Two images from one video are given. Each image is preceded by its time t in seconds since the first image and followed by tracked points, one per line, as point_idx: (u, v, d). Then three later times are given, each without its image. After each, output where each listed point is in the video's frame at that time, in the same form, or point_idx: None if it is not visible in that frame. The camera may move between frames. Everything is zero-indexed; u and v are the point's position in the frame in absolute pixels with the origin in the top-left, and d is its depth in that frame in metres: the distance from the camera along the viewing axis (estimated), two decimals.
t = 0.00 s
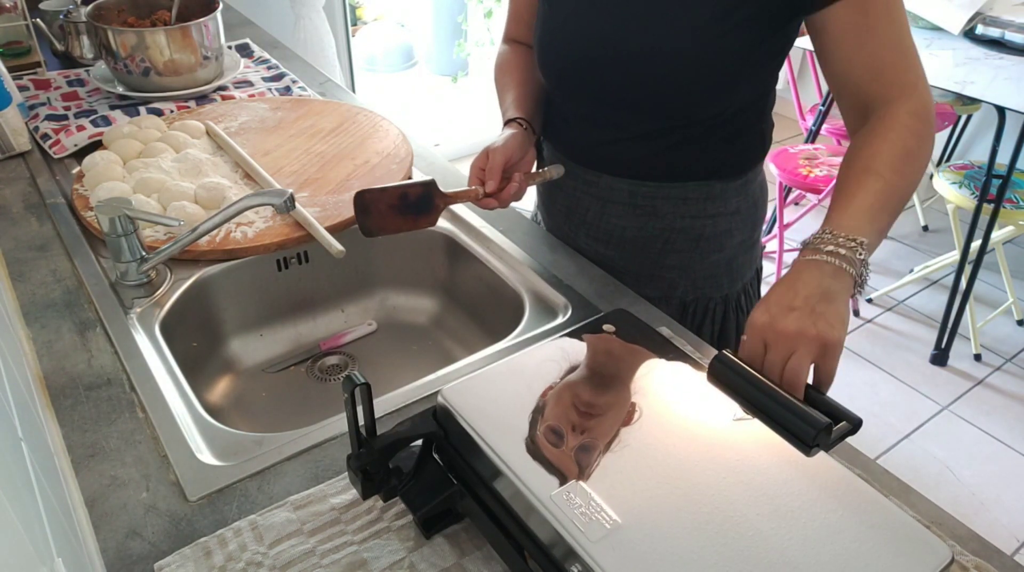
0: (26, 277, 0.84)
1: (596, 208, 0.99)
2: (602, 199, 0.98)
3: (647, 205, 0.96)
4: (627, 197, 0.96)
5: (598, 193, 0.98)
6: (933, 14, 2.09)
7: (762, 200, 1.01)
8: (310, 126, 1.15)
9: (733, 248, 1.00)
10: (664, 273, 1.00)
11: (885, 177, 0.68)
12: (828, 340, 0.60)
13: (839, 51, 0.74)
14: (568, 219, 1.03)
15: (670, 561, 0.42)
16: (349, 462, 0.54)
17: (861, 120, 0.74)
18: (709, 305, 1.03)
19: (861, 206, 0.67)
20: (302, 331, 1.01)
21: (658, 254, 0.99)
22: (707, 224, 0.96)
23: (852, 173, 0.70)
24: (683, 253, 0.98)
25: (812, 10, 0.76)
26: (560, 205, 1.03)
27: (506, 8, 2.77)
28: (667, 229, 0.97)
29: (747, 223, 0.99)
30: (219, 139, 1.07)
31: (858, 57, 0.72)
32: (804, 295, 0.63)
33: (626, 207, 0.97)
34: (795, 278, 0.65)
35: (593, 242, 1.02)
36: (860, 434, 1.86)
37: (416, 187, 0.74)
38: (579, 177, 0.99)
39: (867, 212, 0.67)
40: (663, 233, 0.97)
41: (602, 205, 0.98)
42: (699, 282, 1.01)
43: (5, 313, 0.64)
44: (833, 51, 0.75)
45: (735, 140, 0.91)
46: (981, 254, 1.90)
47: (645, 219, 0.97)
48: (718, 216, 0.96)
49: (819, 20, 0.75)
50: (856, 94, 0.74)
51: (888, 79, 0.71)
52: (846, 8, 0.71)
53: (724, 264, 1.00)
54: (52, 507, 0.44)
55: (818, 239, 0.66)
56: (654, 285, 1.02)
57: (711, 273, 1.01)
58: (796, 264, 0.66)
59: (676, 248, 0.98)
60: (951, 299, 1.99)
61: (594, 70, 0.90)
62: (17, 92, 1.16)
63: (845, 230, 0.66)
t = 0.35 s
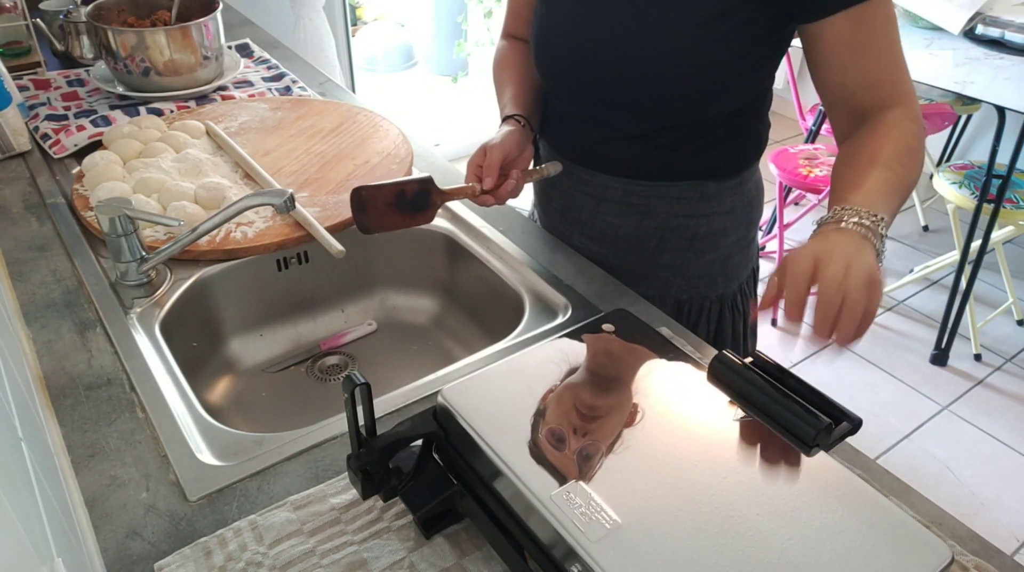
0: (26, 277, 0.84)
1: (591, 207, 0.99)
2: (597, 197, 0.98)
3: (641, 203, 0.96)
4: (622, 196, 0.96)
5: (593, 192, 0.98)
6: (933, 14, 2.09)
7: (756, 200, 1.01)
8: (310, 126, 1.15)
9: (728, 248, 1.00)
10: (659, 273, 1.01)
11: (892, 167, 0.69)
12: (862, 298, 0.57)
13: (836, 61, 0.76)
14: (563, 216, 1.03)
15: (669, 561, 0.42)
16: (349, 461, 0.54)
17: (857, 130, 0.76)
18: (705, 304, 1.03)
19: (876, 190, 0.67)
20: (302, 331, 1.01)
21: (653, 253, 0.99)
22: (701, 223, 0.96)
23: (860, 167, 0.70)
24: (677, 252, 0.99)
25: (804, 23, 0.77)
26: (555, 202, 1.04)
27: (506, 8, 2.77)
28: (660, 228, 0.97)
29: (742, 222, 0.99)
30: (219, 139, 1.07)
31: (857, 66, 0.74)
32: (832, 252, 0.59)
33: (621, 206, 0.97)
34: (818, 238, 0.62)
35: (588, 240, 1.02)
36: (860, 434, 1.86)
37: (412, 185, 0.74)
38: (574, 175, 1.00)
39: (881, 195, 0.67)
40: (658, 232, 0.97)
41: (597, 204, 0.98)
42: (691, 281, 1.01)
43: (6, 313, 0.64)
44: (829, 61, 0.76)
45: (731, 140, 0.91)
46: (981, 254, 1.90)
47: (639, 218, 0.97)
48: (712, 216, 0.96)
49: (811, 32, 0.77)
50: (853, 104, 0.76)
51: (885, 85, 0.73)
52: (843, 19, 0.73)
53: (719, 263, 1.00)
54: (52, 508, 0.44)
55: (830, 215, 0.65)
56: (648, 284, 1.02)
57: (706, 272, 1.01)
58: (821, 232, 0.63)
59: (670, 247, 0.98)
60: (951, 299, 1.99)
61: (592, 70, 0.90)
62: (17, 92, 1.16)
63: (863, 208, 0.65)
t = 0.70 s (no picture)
0: (26, 277, 0.84)
1: (592, 206, 0.99)
2: (598, 197, 0.98)
3: (642, 203, 0.96)
4: (622, 195, 0.96)
5: (593, 192, 0.98)
6: (933, 14, 2.09)
7: (758, 198, 1.01)
8: (310, 126, 1.15)
9: (728, 247, 1.00)
10: (659, 272, 1.01)
11: (880, 198, 0.71)
12: (832, 368, 0.59)
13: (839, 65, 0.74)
14: (564, 216, 1.03)
15: (669, 561, 0.42)
16: (349, 461, 0.54)
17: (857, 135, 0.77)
18: (705, 303, 1.03)
19: (858, 231, 0.69)
20: (302, 331, 1.01)
21: (653, 252, 0.99)
22: (701, 223, 0.96)
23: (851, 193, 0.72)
24: (676, 252, 0.99)
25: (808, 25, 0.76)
26: (555, 202, 1.04)
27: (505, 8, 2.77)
28: (661, 227, 0.97)
29: (743, 221, 0.99)
30: (219, 139, 1.07)
31: (856, 76, 0.73)
32: (814, 310, 0.64)
33: (621, 205, 0.97)
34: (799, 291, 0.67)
35: (588, 239, 1.02)
36: (860, 434, 1.86)
37: (420, 187, 0.74)
38: (575, 175, 1.00)
39: (862, 236, 0.69)
40: (657, 232, 0.97)
41: (598, 203, 0.98)
42: (692, 280, 1.01)
43: (6, 314, 0.64)
44: (831, 67, 0.75)
45: (732, 140, 0.91)
46: (981, 254, 1.90)
47: (640, 218, 0.97)
48: (710, 215, 0.96)
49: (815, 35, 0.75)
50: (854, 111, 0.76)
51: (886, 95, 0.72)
52: (845, 27, 0.72)
53: (718, 263, 1.00)
54: (52, 508, 0.44)
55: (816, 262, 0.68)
56: (648, 283, 1.02)
57: (706, 271, 1.01)
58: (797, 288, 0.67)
59: (671, 246, 0.98)
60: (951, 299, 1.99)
61: (592, 71, 0.90)
62: (17, 92, 1.16)
63: (843, 257, 0.68)
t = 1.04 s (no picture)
0: (26, 277, 0.84)
1: (601, 207, 0.99)
2: (607, 198, 0.98)
3: (652, 203, 0.95)
4: (632, 195, 0.96)
5: (602, 192, 0.98)
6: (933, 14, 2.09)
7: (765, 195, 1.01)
8: (311, 126, 1.15)
9: (736, 247, 1.00)
10: (669, 271, 1.00)
11: (882, 196, 0.71)
12: (836, 369, 0.60)
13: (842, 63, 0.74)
14: (571, 217, 1.03)
15: (668, 561, 0.42)
16: (349, 461, 0.54)
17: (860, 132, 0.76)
18: (713, 302, 1.04)
19: (862, 227, 0.70)
20: (302, 331, 1.01)
21: (663, 252, 0.99)
22: (711, 222, 0.96)
23: (855, 191, 0.72)
24: (687, 252, 0.99)
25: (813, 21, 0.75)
26: (562, 204, 1.03)
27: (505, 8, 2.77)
28: (671, 227, 0.97)
29: (752, 220, 0.99)
30: (219, 139, 1.07)
31: (860, 71, 0.73)
32: (817, 310, 0.64)
33: (631, 205, 0.96)
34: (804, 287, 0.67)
35: (597, 239, 1.02)
36: (860, 435, 1.86)
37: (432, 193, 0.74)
38: (583, 176, 0.99)
39: (866, 232, 0.70)
40: (667, 231, 0.97)
41: (606, 203, 0.98)
42: (702, 280, 1.01)
43: (6, 314, 0.64)
44: (835, 62, 0.75)
45: (739, 140, 0.91)
46: (981, 254, 1.89)
47: (650, 217, 0.97)
48: (721, 214, 0.96)
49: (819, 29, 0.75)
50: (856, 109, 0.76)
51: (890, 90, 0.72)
52: (850, 19, 0.71)
53: (727, 262, 1.01)
54: (52, 508, 0.44)
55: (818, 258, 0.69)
56: (657, 284, 1.02)
57: (715, 270, 1.01)
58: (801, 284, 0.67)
59: (680, 246, 0.98)
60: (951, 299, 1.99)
61: (598, 71, 0.90)
62: (17, 92, 1.16)
63: (847, 253, 0.68)
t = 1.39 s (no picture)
0: (26, 277, 0.84)
1: (610, 212, 0.98)
2: (617, 204, 0.98)
3: (660, 208, 0.95)
4: (642, 201, 0.96)
5: (613, 198, 0.98)
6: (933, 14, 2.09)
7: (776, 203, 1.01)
8: (311, 126, 1.14)
9: (748, 252, 1.00)
10: (680, 278, 1.01)
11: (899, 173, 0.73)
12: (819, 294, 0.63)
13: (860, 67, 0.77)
14: (580, 224, 1.03)
15: (670, 560, 0.42)
16: (349, 461, 0.54)
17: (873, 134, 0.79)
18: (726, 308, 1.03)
19: (878, 196, 0.72)
20: (302, 331, 1.01)
21: (673, 258, 0.99)
22: (722, 227, 0.96)
23: (871, 169, 0.75)
24: (698, 258, 0.99)
25: (828, 30, 0.78)
26: (569, 209, 1.04)
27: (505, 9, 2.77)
28: (681, 233, 0.97)
29: (762, 226, 0.99)
30: (219, 139, 1.07)
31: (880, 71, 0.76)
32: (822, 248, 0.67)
33: (642, 212, 0.96)
34: (811, 235, 0.69)
35: (607, 246, 1.02)
36: (860, 435, 1.86)
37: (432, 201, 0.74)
38: (591, 183, 0.99)
39: (882, 198, 0.72)
40: (677, 237, 0.97)
41: (616, 209, 0.98)
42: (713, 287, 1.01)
43: (6, 314, 0.64)
44: (851, 69, 0.78)
45: (750, 145, 0.91)
46: (981, 254, 1.89)
47: (661, 223, 0.96)
48: (733, 220, 0.96)
49: (836, 37, 0.78)
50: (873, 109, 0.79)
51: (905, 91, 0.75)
52: (868, 31, 0.74)
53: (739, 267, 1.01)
54: (52, 508, 0.44)
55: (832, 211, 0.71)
56: (667, 290, 1.02)
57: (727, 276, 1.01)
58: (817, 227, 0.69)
59: (691, 251, 0.98)
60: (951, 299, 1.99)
61: (606, 74, 0.91)
62: (17, 92, 1.16)
63: (862, 210, 0.70)
